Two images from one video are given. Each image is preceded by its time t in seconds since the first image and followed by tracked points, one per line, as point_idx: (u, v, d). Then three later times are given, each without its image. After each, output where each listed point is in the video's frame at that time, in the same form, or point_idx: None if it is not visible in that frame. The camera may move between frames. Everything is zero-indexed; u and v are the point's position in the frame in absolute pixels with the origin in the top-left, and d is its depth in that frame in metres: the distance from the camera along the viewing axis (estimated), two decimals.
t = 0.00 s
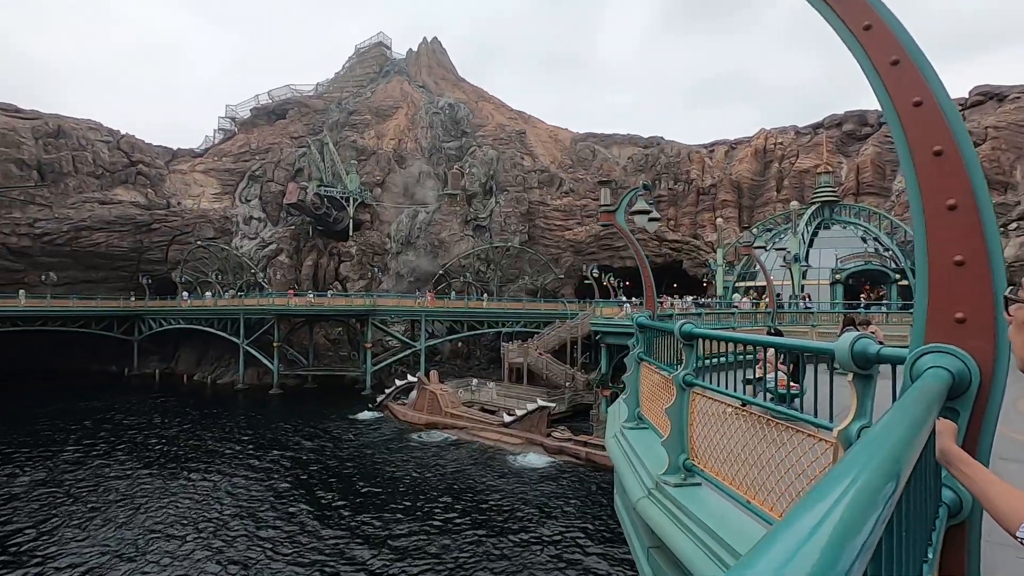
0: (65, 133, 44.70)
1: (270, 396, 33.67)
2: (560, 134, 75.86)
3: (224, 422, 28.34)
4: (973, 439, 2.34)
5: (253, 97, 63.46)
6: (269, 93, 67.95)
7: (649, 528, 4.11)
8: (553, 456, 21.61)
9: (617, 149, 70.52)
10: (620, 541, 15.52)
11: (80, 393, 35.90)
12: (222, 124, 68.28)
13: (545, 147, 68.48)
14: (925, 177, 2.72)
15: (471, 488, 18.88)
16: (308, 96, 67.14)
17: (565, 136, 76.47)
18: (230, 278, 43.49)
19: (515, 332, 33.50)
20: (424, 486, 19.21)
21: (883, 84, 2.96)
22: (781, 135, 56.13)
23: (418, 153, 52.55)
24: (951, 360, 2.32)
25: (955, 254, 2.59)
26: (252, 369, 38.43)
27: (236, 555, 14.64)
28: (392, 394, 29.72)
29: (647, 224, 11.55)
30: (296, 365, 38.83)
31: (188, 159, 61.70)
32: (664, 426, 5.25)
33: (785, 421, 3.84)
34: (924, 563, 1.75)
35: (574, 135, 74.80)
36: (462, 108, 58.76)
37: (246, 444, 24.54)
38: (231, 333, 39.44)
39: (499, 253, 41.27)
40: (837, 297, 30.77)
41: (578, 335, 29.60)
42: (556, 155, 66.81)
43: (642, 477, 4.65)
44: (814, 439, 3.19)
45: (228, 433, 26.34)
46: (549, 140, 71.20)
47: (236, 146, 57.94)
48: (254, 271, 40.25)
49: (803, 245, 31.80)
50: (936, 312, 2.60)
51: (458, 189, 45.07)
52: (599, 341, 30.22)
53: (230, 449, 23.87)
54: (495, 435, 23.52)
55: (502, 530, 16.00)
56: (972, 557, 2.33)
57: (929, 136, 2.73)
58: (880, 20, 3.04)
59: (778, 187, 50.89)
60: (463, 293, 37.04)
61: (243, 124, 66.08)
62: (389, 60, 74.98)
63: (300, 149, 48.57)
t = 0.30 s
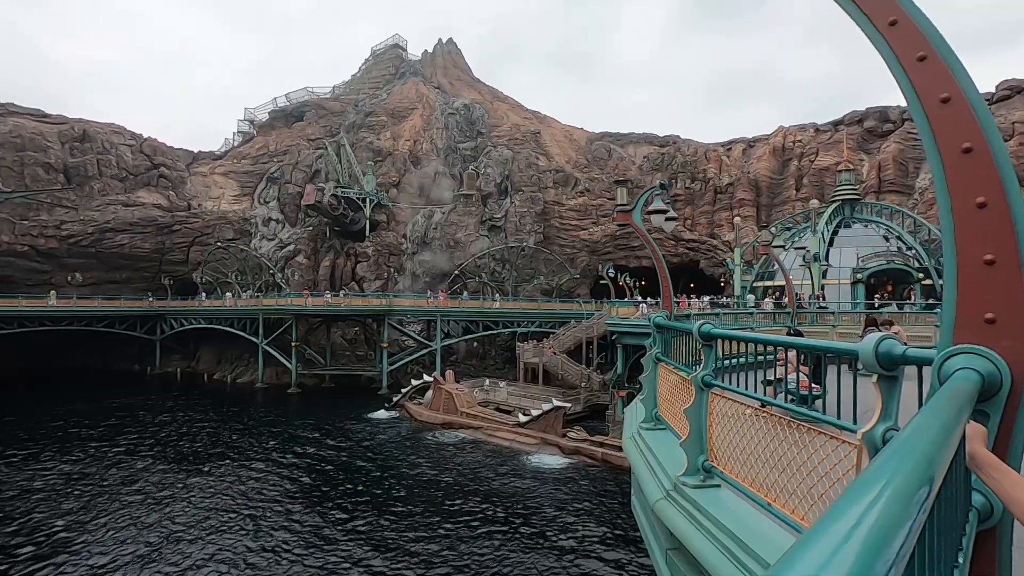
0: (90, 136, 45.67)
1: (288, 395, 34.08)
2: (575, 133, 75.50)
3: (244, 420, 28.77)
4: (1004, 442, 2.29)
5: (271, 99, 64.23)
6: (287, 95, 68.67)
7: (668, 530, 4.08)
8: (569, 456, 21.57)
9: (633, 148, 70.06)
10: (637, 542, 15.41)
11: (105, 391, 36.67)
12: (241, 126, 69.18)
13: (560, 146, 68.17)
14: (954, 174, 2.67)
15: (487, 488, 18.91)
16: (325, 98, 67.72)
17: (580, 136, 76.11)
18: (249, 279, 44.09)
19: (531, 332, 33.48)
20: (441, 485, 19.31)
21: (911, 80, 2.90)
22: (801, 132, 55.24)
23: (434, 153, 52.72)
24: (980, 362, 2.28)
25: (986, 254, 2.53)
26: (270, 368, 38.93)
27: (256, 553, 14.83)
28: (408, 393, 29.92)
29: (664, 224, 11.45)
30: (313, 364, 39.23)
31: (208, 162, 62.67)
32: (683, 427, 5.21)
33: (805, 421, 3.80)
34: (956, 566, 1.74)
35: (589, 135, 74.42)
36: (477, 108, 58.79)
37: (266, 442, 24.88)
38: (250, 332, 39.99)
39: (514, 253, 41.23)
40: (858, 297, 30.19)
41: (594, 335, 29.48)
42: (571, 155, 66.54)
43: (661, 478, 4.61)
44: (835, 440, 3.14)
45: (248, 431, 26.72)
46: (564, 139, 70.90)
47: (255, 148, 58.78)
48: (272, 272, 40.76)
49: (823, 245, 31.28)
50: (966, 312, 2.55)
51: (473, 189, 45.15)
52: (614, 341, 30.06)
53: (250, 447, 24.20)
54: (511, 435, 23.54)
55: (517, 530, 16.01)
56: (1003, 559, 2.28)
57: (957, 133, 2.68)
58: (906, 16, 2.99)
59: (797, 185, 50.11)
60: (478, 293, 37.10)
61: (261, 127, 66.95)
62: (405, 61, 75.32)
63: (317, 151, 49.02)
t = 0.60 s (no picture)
0: (116, 141, 46.70)
1: (307, 394, 34.50)
2: (592, 133, 75.15)
3: (265, 419, 29.20)
4: None
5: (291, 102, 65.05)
6: (306, 98, 69.47)
7: (689, 533, 4.04)
8: (587, 456, 21.51)
9: (650, 147, 69.57)
10: (654, 544, 15.32)
11: (131, 390, 37.47)
12: (262, 130, 70.26)
13: (576, 146, 67.98)
14: (984, 171, 2.61)
15: (504, 488, 18.92)
16: (343, 100, 68.37)
17: (596, 135, 75.76)
18: (270, 280, 44.70)
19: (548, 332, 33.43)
20: (458, 485, 19.37)
21: (939, 76, 2.85)
22: (822, 130, 54.34)
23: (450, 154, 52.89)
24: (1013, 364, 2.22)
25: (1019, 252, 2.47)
26: (290, 368, 39.44)
27: (277, 550, 15.02)
28: (426, 393, 30.11)
29: (682, 223, 11.33)
30: (332, 364, 39.66)
31: (230, 165, 63.70)
32: (704, 428, 5.16)
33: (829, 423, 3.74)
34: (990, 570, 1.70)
35: (606, 134, 74.07)
36: (493, 109, 58.85)
37: (286, 441, 25.21)
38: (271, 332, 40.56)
39: (530, 253, 41.20)
40: (882, 297, 29.57)
41: (611, 335, 29.25)
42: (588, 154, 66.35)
43: (680, 480, 4.57)
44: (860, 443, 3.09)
45: (269, 430, 27.11)
46: (581, 139, 70.65)
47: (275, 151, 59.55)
48: (292, 273, 41.29)
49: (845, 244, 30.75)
50: (998, 313, 2.50)
51: (490, 190, 45.24)
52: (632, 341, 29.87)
53: (271, 446, 24.54)
54: (528, 435, 23.55)
55: (535, 531, 16.00)
56: None
57: (988, 128, 2.63)
58: (935, 11, 2.94)
59: (819, 183, 49.28)
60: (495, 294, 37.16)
61: (281, 130, 67.89)
62: (422, 63, 75.71)
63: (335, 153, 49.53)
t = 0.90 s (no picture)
0: (143, 145, 47.76)
1: (328, 393, 34.97)
2: (610, 132, 74.70)
3: (286, 417, 29.67)
4: None
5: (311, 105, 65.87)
6: (326, 101, 70.25)
7: (709, 535, 4.01)
8: (605, 457, 21.48)
9: (669, 145, 68.98)
10: (672, 546, 15.24)
11: (158, 389, 38.39)
12: (283, 133, 71.32)
13: (594, 145, 67.55)
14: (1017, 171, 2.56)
15: (522, 489, 18.94)
16: (362, 103, 69.02)
17: (614, 134, 75.30)
18: (291, 280, 45.38)
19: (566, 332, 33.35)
20: (476, 485, 19.46)
21: (970, 72, 2.78)
22: (846, 126, 53.24)
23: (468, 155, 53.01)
24: None
25: None
26: (311, 367, 39.99)
27: (297, 548, 15.24)
28: (444, 393, 30.31)
29: (702, 223, 11.22)
30: (352, 364, 40.12)
31: (252, 168, 64.77)
32: (725, 429, 5.10)
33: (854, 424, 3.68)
34: None
35: (624, 133, 73.59)
36: (511, 109, 58.81)
37: (308, 439, 25.57)
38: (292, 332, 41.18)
39: (548, 254, 41.13)
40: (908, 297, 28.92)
41: (629, 336, 28.87)
42: (606, 153, 65.88)
43: (701, 481, 4.53)
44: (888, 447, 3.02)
45: (290, 429, 27.54)
46: (599, 138, 70.27)
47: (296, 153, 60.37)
48: (313, 273, 41.89)
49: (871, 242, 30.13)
50: None
51: (507, 191, 45.26)
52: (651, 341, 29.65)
53: (292, 444, 24.90)
54: (546, 436, 23.58)
55: (554, 531, 16.00)
56: None
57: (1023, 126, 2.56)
58: (964, 1, 2.84)
59: (843, 181, 48.34)
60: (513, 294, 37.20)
61: (301, 133, 68.84)
62: (439, 64, 76.03)
63: (354, 155, 50.02)
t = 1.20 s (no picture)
0: (169, 149, 48.78)
1: (348, 392, 35.36)
2: (629, 131, 74.13)
3: (308, 416, 30.10)
4: None
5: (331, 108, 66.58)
6: (346, 103, 70.95)
7: (733, 538, 3.96)
8: (625, 459, 21.38)
9: (689, 144, 68.23)
10: (693, 549, 15.05)
11: (184, 387, 39.23)
12: (304, 135, 72.20)
13: (614, 144, 67.05)
14: None
15: (541, 489, 18.93)
16: (381, 105, 69.56)
17: (633, 133, 74.72)
18: (312, 281, 45.97)
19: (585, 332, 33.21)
20: (495, 485, 19.52)
21: (1006, 68, 2.70)
22: (872, 122, 52.03)
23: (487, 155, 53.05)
24: None
25: None
26: (332, 367, 40.48)
27: (318, 545, 15.42)
28: (463, 393, 30.46)
29: (723, 222, 11.07)
30: (372, 363, 40.51)
31: (274, 170, 65.76)
32: (748, 432, 5.02)
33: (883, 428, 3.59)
34: None
35: (644, 132, 72.96)
36: (529, 109, 58.72)
37: (329, 438, 25.86)
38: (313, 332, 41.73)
39: (567, 254, 41.00)
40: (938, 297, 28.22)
41: (649, 336, 28.63)
42: (625, 152, 65.39)
43: (724, 484, 4.47)
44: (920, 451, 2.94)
45: (312, 427, 27.93)
46: (618, 137, 69.76)
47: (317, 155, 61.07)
48: (334, 274, 42.38)
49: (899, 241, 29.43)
50: None
51: (526, 190, 45.22)
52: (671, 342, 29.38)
53: (314, 442, 25.25)
54: (565, 436, 23.54)
55: (573, 532, 15.97)
56: None
57: None
58: None
59: (869, 178, 47.27)
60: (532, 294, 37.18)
61: (322, 135, 69.68)
62: (458, 65, 76.24)
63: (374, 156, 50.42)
